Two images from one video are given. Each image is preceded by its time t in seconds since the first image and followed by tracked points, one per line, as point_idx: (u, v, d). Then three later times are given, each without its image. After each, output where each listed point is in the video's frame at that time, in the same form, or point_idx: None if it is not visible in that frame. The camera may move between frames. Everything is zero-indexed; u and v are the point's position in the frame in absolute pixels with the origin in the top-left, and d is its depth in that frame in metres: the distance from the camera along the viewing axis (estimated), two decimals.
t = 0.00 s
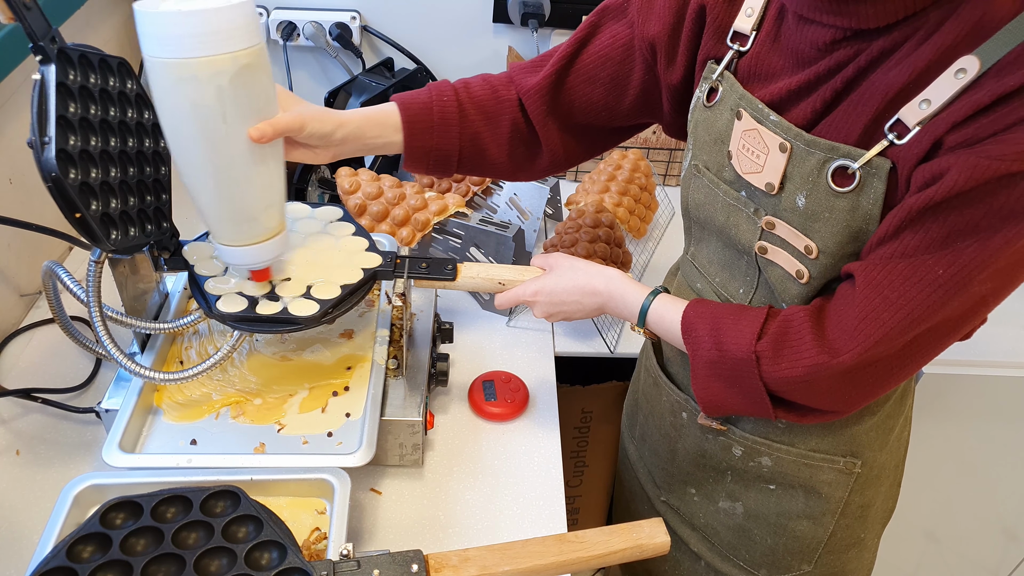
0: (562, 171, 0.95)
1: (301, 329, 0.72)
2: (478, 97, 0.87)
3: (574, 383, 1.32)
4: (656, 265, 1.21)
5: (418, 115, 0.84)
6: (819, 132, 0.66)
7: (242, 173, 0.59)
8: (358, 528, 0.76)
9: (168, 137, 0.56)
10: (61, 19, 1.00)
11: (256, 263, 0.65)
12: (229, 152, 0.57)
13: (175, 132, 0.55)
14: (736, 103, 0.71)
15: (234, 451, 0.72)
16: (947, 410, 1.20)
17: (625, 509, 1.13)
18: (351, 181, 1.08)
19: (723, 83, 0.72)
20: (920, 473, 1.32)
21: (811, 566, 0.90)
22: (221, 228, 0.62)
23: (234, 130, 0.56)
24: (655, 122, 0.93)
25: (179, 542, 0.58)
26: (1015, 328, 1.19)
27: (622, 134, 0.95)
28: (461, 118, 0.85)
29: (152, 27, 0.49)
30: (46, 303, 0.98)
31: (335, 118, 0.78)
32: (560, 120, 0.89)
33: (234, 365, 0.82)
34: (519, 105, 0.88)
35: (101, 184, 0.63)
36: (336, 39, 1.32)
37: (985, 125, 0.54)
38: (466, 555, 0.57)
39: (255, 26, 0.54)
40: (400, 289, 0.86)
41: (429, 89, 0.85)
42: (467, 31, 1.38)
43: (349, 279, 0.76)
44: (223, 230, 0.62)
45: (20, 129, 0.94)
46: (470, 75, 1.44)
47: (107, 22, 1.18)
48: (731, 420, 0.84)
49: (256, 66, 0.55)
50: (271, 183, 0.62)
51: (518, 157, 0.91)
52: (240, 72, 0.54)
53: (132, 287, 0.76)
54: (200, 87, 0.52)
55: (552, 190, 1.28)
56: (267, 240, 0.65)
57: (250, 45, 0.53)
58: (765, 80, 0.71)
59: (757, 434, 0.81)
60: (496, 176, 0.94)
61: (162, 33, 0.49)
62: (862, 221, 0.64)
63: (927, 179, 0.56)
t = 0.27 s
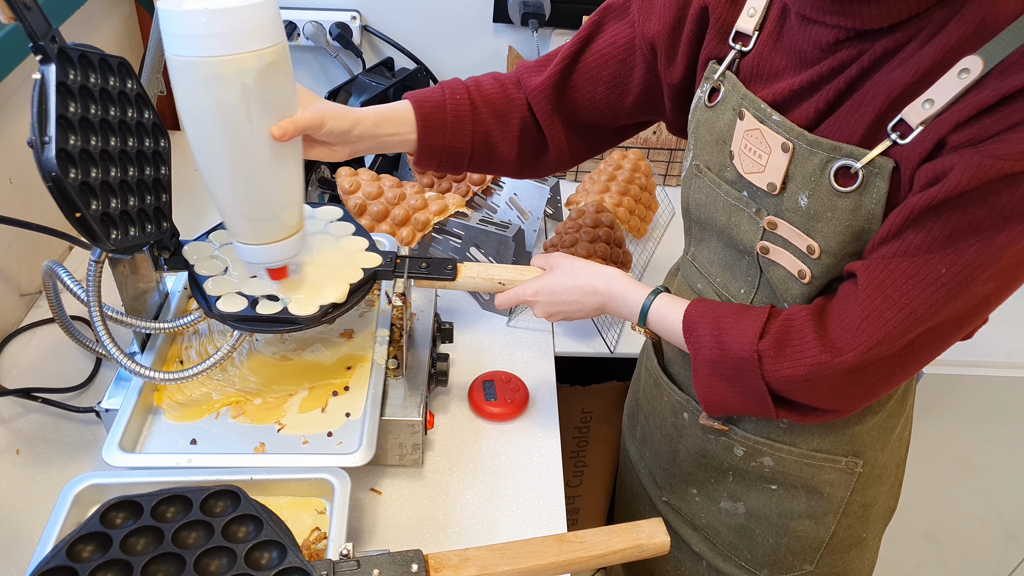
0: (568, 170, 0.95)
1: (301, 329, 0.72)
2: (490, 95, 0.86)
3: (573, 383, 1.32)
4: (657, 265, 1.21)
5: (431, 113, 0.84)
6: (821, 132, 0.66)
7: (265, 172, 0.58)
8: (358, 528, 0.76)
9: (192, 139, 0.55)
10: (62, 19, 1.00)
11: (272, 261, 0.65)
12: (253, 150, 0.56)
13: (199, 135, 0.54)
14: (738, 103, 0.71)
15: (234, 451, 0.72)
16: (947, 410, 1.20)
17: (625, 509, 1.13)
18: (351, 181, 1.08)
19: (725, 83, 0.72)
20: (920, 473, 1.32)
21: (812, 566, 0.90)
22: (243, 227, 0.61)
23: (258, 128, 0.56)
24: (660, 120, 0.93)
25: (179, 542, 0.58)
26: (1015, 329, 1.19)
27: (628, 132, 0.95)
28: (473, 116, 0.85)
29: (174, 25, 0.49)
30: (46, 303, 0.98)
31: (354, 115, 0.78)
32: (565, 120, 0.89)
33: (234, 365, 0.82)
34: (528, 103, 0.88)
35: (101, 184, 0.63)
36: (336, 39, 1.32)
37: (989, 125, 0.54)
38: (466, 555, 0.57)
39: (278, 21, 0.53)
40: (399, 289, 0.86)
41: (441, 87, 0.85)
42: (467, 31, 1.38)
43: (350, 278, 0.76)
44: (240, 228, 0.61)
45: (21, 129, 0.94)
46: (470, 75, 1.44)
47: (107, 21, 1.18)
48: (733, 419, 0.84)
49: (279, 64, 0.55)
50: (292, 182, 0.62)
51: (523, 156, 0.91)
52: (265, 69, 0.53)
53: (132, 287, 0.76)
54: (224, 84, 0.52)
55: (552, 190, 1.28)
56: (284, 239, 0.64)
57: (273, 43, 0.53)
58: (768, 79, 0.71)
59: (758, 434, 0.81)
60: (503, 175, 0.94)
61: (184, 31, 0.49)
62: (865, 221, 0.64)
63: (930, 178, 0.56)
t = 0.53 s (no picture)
0: (569, 172, 0.95)
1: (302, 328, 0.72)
2: (484, 97, 0.87)
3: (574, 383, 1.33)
4: (657, 265, 1.21)
5: (425, 117, 0.83)
6: (823, 131, 0.66)
7: (255, 176, 0.58)
8: (359, 527, 0.76)
9: (181, 142, 0.55)
10: (62, 19, 1.00)
11: (270, 266, 0.64)
12: (242, 154, 0.56)
13: (189, 137, 0.54)
14: (739, 102, 0.71)
15: (235, 450, 0.72)
16: (947, 410, 1.20)
17: (625, 509, 1.13)
18: (351, 180, 1.08)
19: (726, 82, 0.72)
20: (920, 473, 1.32)
21: (811, 567, 0.90)
22: (234, 231, 0.61)
23: (247, 131, 0.56)
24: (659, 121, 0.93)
25: (179, 541, 0.58)
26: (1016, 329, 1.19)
27: (629, 132, 0.95)
28: (469, 120, 0.85)
29: (164, 28, 0.49)
30: (46, 303, 0.98)
31: (346, 120, 0.78)
32: (565, 120, 0.89)
33: (235, 365, 0.82)
34: (525, 106, 0.88)
35: (102, 183, 0.63)
36: (336, 38, 1.32)
37: (990, 124, 0.54)
38: (466, 555, 0.57)
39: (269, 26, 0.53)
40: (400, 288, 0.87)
41: (437, 91, 0.85)
42: (468, 30, 1.38)
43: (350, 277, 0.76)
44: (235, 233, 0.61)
45: (21, 128, 0.94)
46: (470, 75, 1.44)
47: (108, 21, 1.18)
48: (732, 419, 0.84)
49: (269, 66, 0.54)
50: (285, 185, 0.62)
51: (522, 158, 0.91)
52: (254, 72, 0.53)
53: (133, 286, 0.76)
54: (211, 87, 0.52)
55: (552, 190, 1.28)
56: (280, 243, 0.64)
57: (264, 45, 0.53)
58: (769, 79, 0.71)
59: (757, 434, 0.81)
60: (501, 177, 0.94)
61: (176, 33, 0.49)
62: (865, 220, 0.64)
63: (932, 178, 0.56)
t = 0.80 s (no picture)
0: (570, 173, 0.95)
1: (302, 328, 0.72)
2: (486, 101, 0.86)
3: (575, 383, 1.33)
4: (657, 265, 1.21)
5: (428, 122, 0.83)
6: (823, 131, 0.66)
7: (262, 185, 0.58)
8: (359, 527, 0.76)
9: (187, 150, 0.55)
10: (63, 19, 1.00)
11: (271, 276, 0.65)
12: (249, 162, 0.56)
13: (196, 146, 0.54)
14: (738, 102, 0.71)
15: (235, 450, 0.72)
16: (948, 410, 1.20)
17: (625, 508, 1.13)
18: (352, 180, 1.08)
19: (726, 82, 0.73)
20: (920, 473, 1.32)
21: (811, 566, 0.90)
22: (240, 239, 0.61)
23: (255, 138, 0.56)
24: (660, 123, 0.93)
25: (179, 541, 0.58)
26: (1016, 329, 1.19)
27: (630, 134, 0.95)
28: (470, 124, 0.85)
29: (171, 36, 0.49)
30: (47, 302, 0.98)
31: (351, 127, 0.78)
32: (565, 122, 0.89)
33: (235, 364, 0.82)
34: (526, 109, 0.88)
35: (103, 183, 0.63)
36: (337, 38, 1.32)
37: (991, 123, 0.54)
38: (467, 554, 0.57)
39: (276, 34, 0.53)
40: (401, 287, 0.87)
41: (438, 96, 0.85)
42: (468, 31, 1.38)
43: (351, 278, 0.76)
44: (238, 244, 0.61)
45: (22, 128, 0.94)
46: (471, 75, 1.44)
47: (109, 21, 1.19)
48: (732, 419, 0.84)
49: (276, 75, 0.55)
50: (291, 193, 0.62)
51: (524, 160, 0.91)
52: (262, 80, 0.53)
53: (133, 286, 0.77)
54: (219, 96, 0.52)
55: (553, 190, 1.28)
56: (282, 254, 0.64)
57: (272, 52, 0.53)
58: (768, 79, 0.71)
59: (757, 434, 0.81)
60: (503, 181, 0.94)
61: (183, 41, 0.49)
62: (866, 220, 0.64)
63: (932, 178, 0.56)
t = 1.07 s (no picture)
0: (572, 174, 0.95)
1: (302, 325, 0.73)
2: (476, 104, 0.86)
3: (575, 383, 1.33)
4: (658, 265, 1.21)
5: (416, 127, 0.83)
6: (823, 132, 0.66)
7: (224, 163, 0.57)
8: (359, 527, 0.76)
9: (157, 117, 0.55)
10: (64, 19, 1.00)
11: (226, 259, 0.63)
12: (213, 140, 0.56)
13: (165, 114, 0.55)
14: (738, 102, 0.71)
15: (236, 450, 0.72)
16: (948, 409, 1.20)
17: (625, 509, 1.13)
18: (352, 180, 1.08)
19: (726, 82, 0.72)
20: (921, 473, 1.32)
21: (811, 566, 0.90)
22: (197, 215, 0.60)
23: (222, 118, 0.56)
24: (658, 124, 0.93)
25: (179, 541, 0.58)
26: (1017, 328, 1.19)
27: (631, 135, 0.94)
28: (459, 128, 0.85)
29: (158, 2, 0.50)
30: (48, 303, 0.98)
31: (331, 129, 0.79)
32: (563, 125, 0.88)
33: (235, 364, 0.82)
34: (520, 111, 0.87)
35: (105, 176, 0.63)
36: (337, 39, 1.32)
37: (993, 126, 0.54)
38: (467, 554, 0.57)
39: (260, 22, 0.54)
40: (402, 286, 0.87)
41: (427, 101, 0.85)
42: (468, 31, 1.38)
43: (350, 277, 0.76)
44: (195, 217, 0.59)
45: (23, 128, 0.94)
46: (471, 75, 1.45)
47: (109, 22, 1.19)
48: (733, 419, 0.84)
49: (253, 60, 0.55)
50: (256, 180, 0.61)
51: (519, 161, 0.90)
52: (236, 61, 0.53)
53: (133, 286, 0.77)
54: (190, 70, 0.52)
55: (553, 190, 1.28)
56: (246, 235, 0.63)
57: (251, 37, 0.53)
58: (769, 79, 0.71)
59: (759, 434, 0.81)
60: (498, 185, 0.93)
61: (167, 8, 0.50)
62: (867, 222, 0.64)
63: (934, 180, 0.56)
